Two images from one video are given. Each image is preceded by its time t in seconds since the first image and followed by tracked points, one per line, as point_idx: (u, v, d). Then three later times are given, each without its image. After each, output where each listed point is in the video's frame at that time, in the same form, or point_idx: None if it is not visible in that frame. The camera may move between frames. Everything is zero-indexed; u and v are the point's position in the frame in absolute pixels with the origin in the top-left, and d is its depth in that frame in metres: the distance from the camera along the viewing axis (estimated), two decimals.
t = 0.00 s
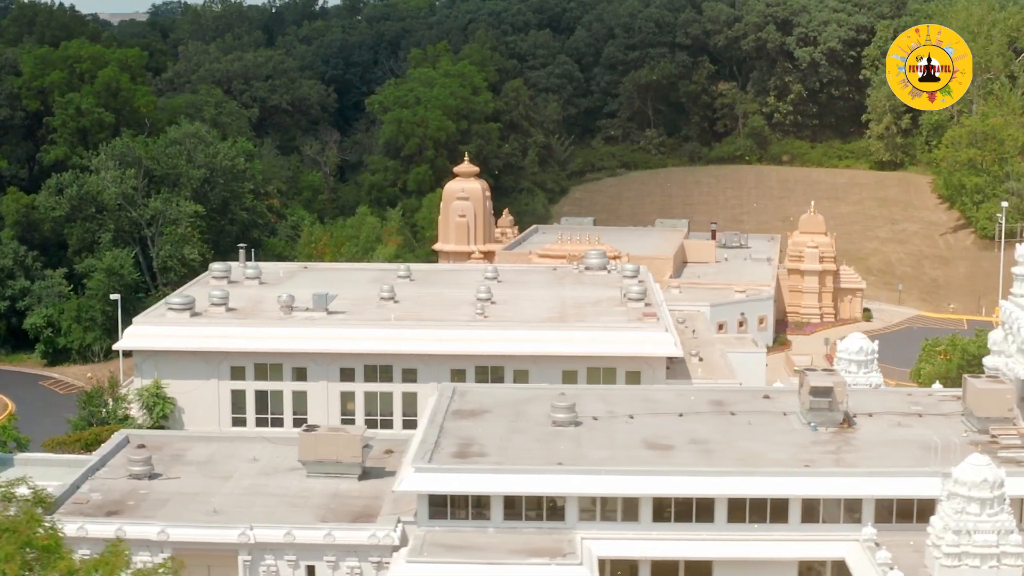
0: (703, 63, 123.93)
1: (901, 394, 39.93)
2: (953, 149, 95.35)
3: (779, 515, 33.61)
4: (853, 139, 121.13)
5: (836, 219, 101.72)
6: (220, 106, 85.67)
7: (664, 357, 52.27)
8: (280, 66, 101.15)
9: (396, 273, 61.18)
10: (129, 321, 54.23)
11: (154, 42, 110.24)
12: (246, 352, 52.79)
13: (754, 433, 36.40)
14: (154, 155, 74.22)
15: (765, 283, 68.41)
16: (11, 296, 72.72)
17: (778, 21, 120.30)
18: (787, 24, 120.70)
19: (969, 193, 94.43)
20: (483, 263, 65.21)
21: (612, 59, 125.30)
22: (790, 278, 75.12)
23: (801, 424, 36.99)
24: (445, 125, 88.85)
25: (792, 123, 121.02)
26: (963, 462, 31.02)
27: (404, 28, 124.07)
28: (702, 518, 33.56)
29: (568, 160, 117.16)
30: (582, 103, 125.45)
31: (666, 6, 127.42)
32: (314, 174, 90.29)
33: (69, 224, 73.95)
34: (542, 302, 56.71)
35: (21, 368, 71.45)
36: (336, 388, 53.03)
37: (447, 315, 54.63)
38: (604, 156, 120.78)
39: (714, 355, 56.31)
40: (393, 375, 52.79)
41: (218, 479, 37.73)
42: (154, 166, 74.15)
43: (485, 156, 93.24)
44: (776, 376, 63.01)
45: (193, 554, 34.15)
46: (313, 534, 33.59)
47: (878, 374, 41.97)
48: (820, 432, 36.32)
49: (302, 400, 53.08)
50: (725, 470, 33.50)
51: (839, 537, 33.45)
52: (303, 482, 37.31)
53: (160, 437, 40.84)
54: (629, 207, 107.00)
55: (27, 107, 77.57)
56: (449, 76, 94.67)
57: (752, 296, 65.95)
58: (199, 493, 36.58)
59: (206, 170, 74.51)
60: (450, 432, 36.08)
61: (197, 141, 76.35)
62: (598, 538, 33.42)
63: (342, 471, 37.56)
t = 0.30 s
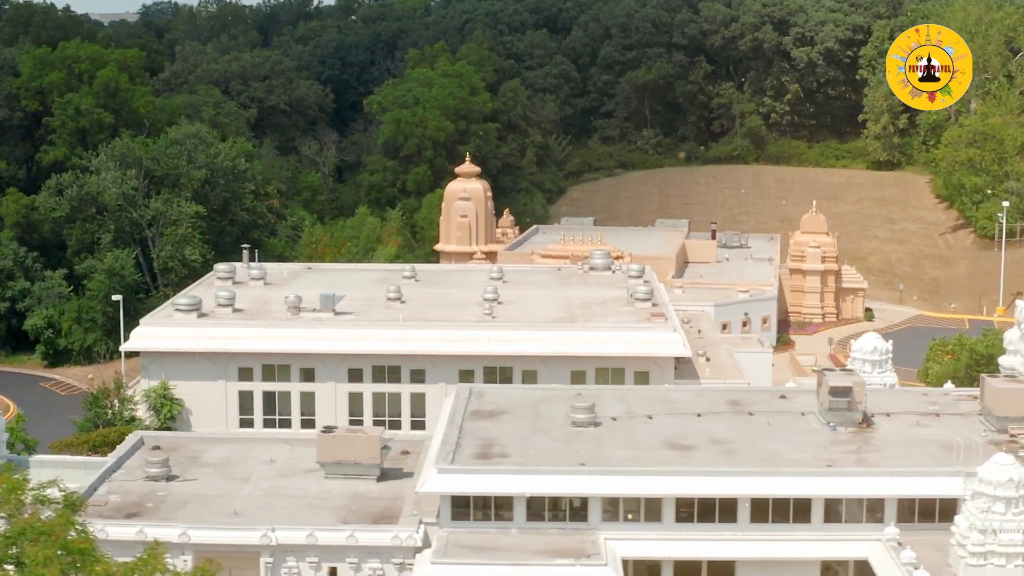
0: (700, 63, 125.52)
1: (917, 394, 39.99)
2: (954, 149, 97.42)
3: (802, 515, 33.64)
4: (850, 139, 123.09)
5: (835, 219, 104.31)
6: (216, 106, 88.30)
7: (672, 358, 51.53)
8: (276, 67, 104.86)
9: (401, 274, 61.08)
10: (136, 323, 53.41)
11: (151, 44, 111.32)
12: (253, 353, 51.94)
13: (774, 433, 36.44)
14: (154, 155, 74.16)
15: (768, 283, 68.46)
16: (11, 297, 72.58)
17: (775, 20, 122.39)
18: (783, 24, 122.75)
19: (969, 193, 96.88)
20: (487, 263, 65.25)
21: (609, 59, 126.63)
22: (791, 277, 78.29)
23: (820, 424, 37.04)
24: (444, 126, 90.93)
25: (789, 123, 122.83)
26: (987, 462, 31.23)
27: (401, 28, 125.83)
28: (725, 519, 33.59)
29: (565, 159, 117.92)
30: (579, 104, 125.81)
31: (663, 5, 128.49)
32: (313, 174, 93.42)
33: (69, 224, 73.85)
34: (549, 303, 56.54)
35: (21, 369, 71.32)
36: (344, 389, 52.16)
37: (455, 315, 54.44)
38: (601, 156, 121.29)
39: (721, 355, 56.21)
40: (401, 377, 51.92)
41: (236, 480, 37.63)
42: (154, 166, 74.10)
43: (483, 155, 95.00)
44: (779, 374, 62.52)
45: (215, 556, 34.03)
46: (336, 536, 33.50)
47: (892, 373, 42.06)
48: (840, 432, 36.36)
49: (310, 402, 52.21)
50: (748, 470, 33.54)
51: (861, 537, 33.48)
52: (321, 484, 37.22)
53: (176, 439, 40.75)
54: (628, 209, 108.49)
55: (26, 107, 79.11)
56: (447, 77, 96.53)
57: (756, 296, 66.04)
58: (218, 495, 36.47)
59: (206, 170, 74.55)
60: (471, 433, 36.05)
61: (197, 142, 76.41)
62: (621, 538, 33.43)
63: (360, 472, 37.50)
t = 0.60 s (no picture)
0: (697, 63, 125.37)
1: (935, 393, 40.04)
2: (953, 148, 98.11)
3: (828, 515, 33.67)
4: (847, 139, 123.91)
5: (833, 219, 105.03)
6: (216, 107, 88.64)
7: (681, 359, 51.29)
8: (275, 66, 105.16)
9: (407, 274, 60.94)
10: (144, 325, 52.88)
11: (146, 45, 111.29)
12: (265, 354, 51.44)
13: (796, 433, 36.48)
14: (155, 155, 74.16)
15: (771, 283, 68.48)
16: (11, 298, 72.31)
17: (772, 20, 123.12)
18: (780, 24, 123.49)
19: (970, 194, 97.47)
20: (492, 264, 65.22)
21: (606, 59, 126.55)
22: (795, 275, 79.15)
23: (841, 423, 37.10)
24: (444, 126, 91.49)
25: (786, 122, 123.77)
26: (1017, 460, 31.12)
27: (397, 28, 125.70)
28: (752, 519, 33.55)
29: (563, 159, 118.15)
30: (576, 103, 126.08)
31: (658, 5, 128.66)
32: (313, 174, 94.19)
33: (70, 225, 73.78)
34: (556, 303, 56.47)
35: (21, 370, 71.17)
36: (354, 389, 51.74)
37: (464, 316, 54.25)
38: (599, 156, 121.33)
39: (729, 355, 56.21)
40: (411, 377, 51.57)
41: (257, 482, 37.50)
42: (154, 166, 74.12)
43: (482, 155, 95.66)
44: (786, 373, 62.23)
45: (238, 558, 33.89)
46: (362, 537, 33.43)
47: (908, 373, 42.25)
48: (862, 432, 36.44)
49: (319, 401, 51.77)
50: (774, 470, 33.56)
51: (888, 536, 33.54)
52: (343, 485, 37.13)
53: (193, 441, 40.57)
54: (626, 209, 108.95)
55: (25, 107, 79.09)
56: (445, 77, 97.05)
57: (760, 296, 65.99)
58: (239, 498, 36.32)
59: (207, 171, 74.71)
60: (494, 433, 36.00)
61: (198, 142, 76.46)
62: (648, 539, 33.41)
63: (382, 473, 37.43)
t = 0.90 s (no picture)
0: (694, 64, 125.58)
1: (951, 393, 40.08)
2: (953, 148, 98.45)
3: (851, 515, 33.71)
4: (844, 139, 124.35)
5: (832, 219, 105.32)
6: (215, 108, 88.83)
7: (689, 360, 51.01)
8: (273, 67, 105.23)
9: (412, 275, 60.88)
10: (151, 327, 52.33)
11: (143, 45, 111.26)
12: (272, 354, 50.87)
13: (816, 433, 36.50)
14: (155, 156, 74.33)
15: (774, 283, 68.54)
16: (11, 299, 71.95)
17: (769, 20, 123.63)
18: (777, 24, 124.01)
19: (969, 194, 97.85)
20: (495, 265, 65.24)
21: (603, 60, 126.46)
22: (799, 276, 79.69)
23: (860, 424, 37.12)
24: (443, 126, 91.93)
25: (783, 122, 124.15)
26: None
27: (393, 29, 125.76)
28: (774, 520, 33.54)
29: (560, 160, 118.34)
30: (573, 104, 126.29)
31: (655, 5, 128.94)
32: (312, 175, 94.34)
33: (70, 226, 73.75)
34: (563, 304, 56.42)
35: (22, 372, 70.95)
36: (362, 390, 51.33)
37: (471, 317, 54.15)
38: (596, 157, 121.51)
39: (736, 355, 56.23)
40: (419, 378, 51.25)
41: (275, 484, 37.38)
42: (155, 167, 74.28)
43: (482, 154, 96.00)
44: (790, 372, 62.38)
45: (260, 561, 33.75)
46: (384, 539, 33.37)
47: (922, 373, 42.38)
48: (881, 432, 36.47)
49: (327, 402, 51.28)
50: (796, 471, 33.56)
51: (910, 536, 33.58)
52: (361, 487, 37.05)
53: (207, 442, 40.44)
54: (624, 209, 109.17)
55: (24, 107, 79.54)
56: (443, 78, 97.30)
57: (763, 296, 66.04)
58: (258, 500, 36.21)
59: (208, 172, 74.95)
60: (514, 435, 35.94)
61: (200, 143, 76.45)
62: (671, 540, 33.39)
63: (400, 474, 37.34)
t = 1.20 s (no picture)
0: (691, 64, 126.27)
1: (968, 393, 40.16)
2: (953, 149, 98.90)
3: (876, 516, 33.76)
4: (840, 139, 124.77)
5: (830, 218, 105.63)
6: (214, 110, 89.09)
7: (699, 360, 50.06)
8: (270, 68, 105.41)
9: (418, 275, 60.85)
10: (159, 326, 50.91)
11: (141, 46, 111.33)
12: (289, 356, 49.60)
13: (838, 433, 36.55)
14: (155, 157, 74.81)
15: (777, 283, 68.62)
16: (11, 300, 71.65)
17: (765, 20, 124.25)
18: (773, 24, 124.70)
19: (969, 195, 98.36)
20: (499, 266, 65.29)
21: (599, 59, 126.95)
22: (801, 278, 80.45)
23: (881, 424, 37.18)
24: (442, 126, 92.45)
25: (780, 123, 124.49)
26: None
27: (389, 29, 125.95)
28: (800, 520, 33.54)
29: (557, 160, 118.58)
30: (570, 104, 126.48)
31: (651, 6, 129.40)
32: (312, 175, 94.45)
33: (71, 227, 73.88)
34: (571, 304, 56.41)
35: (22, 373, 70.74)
36: (371, 392, 50.18)
37: (479, 317, 54.09)
38: (593, 157, 121.77)
39: (744, 355, 56.20)
40: (428, 379, 50.06)
41: (296, 486, 37.30)
42: (155, 168, 74.73)
43: (481, 154, 96.37)
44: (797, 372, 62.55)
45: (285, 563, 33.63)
46: (411, 541, 33.36)
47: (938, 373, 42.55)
48: (903, 432, 36.52)
49: (336, 403, 50.15)
50: (822, 471, 33.60)
51: (935, 537, 33.63)
52: (383, 489, 36.99)
53: (225, 445, 40.35)
54: (622, 208, 109.44)
55: (22, 109, 79.76)
56: (441, 79, 97.72)
57: (767, 296, 66.12)
58: (280, 502, 36.12)
59: (209, 173, 75.50)
60: (538, 436, 35.90)
61: (200, 144, 77.16)
62: (697, 541, 33.37)
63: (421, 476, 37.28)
